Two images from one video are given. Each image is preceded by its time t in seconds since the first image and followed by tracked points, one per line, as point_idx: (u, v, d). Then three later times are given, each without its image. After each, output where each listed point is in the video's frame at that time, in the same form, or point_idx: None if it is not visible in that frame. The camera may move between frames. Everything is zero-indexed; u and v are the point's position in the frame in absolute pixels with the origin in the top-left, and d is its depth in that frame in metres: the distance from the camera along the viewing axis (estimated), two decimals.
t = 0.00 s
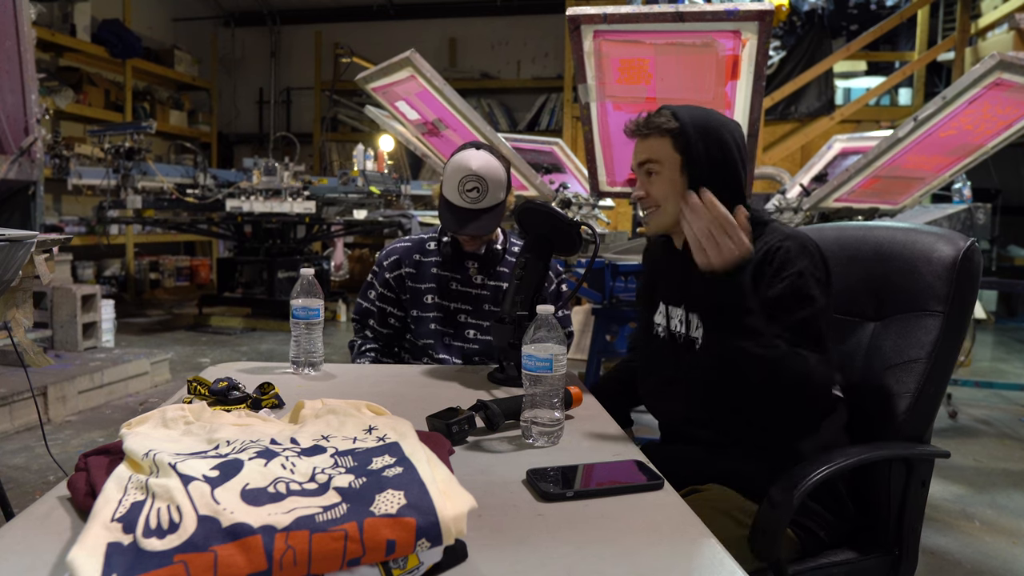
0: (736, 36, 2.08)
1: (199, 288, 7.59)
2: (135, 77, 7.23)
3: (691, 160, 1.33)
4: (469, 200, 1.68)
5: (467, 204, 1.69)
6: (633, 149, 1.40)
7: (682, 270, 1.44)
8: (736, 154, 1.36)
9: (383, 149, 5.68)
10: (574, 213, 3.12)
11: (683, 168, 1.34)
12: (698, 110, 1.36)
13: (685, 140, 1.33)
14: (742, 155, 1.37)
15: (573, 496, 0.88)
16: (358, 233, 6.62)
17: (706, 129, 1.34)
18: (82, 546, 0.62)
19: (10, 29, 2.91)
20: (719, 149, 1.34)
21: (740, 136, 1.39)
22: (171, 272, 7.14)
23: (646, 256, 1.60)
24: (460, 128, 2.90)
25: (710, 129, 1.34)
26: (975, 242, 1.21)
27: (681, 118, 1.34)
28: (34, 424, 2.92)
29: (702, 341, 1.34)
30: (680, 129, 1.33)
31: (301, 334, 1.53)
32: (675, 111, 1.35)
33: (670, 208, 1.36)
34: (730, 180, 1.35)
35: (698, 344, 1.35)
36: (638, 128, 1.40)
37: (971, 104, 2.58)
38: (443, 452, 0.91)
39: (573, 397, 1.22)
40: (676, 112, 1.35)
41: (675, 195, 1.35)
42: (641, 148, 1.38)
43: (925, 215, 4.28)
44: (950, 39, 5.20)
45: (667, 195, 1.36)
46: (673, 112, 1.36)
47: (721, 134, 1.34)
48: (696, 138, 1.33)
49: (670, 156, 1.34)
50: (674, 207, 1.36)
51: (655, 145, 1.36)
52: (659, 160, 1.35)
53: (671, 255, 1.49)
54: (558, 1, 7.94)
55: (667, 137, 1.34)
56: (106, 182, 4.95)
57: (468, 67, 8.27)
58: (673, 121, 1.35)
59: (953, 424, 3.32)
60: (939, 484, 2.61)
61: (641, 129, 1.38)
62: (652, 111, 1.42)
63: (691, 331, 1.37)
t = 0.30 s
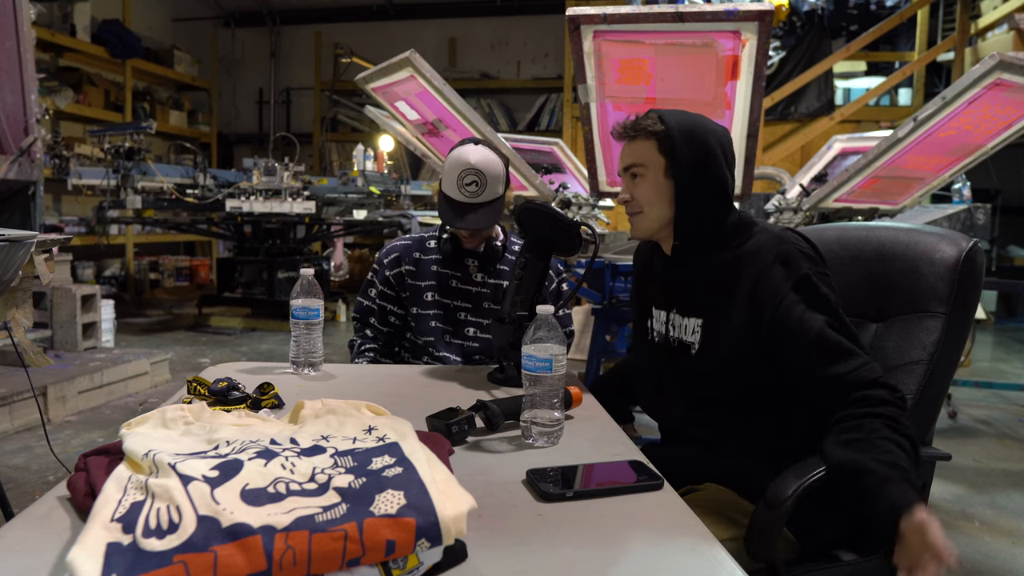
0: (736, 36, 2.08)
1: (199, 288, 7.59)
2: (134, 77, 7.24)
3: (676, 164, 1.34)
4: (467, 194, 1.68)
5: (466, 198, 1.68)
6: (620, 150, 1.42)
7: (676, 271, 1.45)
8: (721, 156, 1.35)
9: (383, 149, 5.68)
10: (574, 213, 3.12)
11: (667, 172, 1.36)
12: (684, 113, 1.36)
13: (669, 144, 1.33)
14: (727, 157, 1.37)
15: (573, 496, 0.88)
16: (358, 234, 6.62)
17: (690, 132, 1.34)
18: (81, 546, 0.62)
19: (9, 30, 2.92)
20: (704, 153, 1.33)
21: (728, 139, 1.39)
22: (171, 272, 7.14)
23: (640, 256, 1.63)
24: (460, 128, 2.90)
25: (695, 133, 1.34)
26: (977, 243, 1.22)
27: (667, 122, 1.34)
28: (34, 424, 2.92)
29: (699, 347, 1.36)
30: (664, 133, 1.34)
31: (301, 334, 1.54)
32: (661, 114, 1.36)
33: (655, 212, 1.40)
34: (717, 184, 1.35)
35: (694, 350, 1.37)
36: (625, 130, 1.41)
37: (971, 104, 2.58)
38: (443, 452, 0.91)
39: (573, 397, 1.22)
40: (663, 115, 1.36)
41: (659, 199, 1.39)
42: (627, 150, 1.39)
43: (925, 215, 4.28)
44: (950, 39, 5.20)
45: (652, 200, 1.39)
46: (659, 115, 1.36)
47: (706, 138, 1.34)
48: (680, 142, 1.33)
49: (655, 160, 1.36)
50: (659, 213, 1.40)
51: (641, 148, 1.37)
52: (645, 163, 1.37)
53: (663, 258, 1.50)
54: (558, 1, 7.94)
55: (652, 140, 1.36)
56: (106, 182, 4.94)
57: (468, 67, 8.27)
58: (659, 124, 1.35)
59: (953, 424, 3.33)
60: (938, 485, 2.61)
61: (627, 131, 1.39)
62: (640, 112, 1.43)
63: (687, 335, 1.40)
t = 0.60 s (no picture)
0: (736, 36, 2.08)
1: (199, 288, 7.59)
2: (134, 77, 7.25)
3: (677, 165, 1.34)
4: (464, 190, 1.68)
5: (461, 195, 1.68)
6: (621, 149, 1.41)
7: (675, 272, 1.45)
8: (723, 156, 1.35)
9: (383, 149, 5.68)
10: (574, 213, 3.12)
11: (668, 173, 1.37)
12: (687, 112, 1.35)
13: (672, 144, 1.33)
14: (729, 157, 1.37)
15: (573, 496, 0.88)
16: (358, 234, 6.64)
17: (694, 131, 1.33)
18: (81, 546, 0.61)
19: (9, 30, 2.92)
20: (706, 153, 1.33)
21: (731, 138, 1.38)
22: (171, 272, 7.14)
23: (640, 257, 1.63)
24: (460, 128, 2.90)
25: (698, 133, 1.33)
26: (979, 242, 1.22)
27: (670, 121, 1.34)
28: (34, 424, 2.92)
29: (695, 349, 1.37)
30: (667, 133, 1.34)
31: (301, 334, 1.54)
32: (664, 113, 1.35)
33: (655, 212, 1.40)
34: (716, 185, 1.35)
35: (690, 352, 1.38)
36: (627, 128, 1.40)
37: (971, 104, 2.58)
38: (443, 452, 0.91)
39: (573, 397, 1.23)
40: (666, 114, 1.35)
41: (660, 199, 1.39)
42: (629, 149, 1.39)
43: (925, 215, 4.28)
44: (950, 40, 5.21)
45: (653, 200, 1.39)
46: (662, 114, 1.36)
47: (709, 137, 1.33)
48: (683, 142, 1.32)
49: (656, 160, 1.36)
50: (660, 213, 1.40)
51: (643, 147, 1.37)
52: (646, 163, 1.37)
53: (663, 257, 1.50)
54: (558, 1, 7.94)
55: (655, 140, 1.35)
56: (106, 183, 4.94)
57: (468, 67, 8.28)
58: (661, 123, 1.35)
59: (953, 424, 3.33)
60: (938, 485, 2.61)
61: (630, 130, 1.38)
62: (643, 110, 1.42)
63: (684, 337, 1.40)
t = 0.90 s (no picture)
0: (736, 36, 2.08)
1: (199, 288, 7.59)
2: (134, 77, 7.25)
3: (682, 166, 1.34)
4: (461, 188, 1.68)
5: (458, 193, 1.69)
6: (625, 150, 1.41)
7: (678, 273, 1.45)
8: (728, 157, 1.35)
9: (383, 149, 5.68)
10: (574, 213, 3.12)
11: (672, 175, 1.37)
12: (691, 112, 1.35)
13: (676, 146, 1.33)
14: (734, 158, 1.37)
15: (573, 496, 0.88)
16: (358, 234, 6.64)
17: (697, 133, 1.33)
18: (81, 546, 0.61)
19: (9, 30, 2.92)
20: (711, 154, 1.33)
21: (735, 139, 1.38)
22: (171, 272, 7.14)
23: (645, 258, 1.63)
24: (459, 128, 2.90)
25: (702, 135, 1.33)
26: (985, 243, 1.22)
27: (674, 122, 1.33)
28: (34, 424, 2.91)
29: (698, 351, 1.37)
30: (671, 134, 1.33)
31: (301, 334, 1.54)
32: (668, 114, 1.35)
33: (660, 214, 1.40)
34: (722, 187, 1.35)
35: (693, 354, 1.38)
36: (631, 128, 1.40)
37: (971, 104, 2.57)
38: (443, 452, 0.91)
39: (573, 397, 1.23)
40: (670, 115, 1.34)
41: (664, 201, 1.39)
42: (634, 150, 1.39)
43: (925, 215, 4.28)
44: (950, 40, 5.21)
45: (658, 202, 1.40)
46: (666, 114, 1.35)
47: (713, 139, 1.34)
48: (687, 144, 1.32)
49: (660, 162, 1.36)
50: (665, 215, 1.40)
51: (647, 149, 1.37)
52: (650, 165, 1.37)
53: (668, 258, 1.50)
54: (558, 1, 7.94)
55: (659, 141, 1.35)
56: (106, 183, 4.94)
57: (468, 67, 8.27)
58: (665, 124, 1.34)
59: (953, 424, 3.33)
60: (938, 485, 2.61)
61: (633, 130, 1.38)
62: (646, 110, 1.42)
63: (687, 339, 1.40)
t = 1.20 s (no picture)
0: (735, 36, 2.08)
1: (199, 288, 7.59)
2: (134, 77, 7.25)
3: (692, 167, 1.34)
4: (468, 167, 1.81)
5: (465, 172, 1.80)
6: (634, 149, 1.41)
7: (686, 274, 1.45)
8: (738, 157, 1.35)
9: (383, 149, 5.68)
10: (573, 213, 3.12)
11: (682, 175, 1.37)
12: (700, 110, 1.35)
13: (685, 146, 1.33)
14: (743, 160, 1.37)
15: (573, 496, 0.88)
16: (357, 234, 6.64)
17: (707, 132, 1.33)
18: (81, 546, 0.61)
19: (9, 29, 2.92)
20: (722, 154, 1.33)
21: (745, 138, 1.38)
22: (171, 272, 7.14)
23: (651, 259, 1.63)
24: (459, 128, 2.90)
25: (712, 135, 1.33)
26: (986, 243, 1.21)
27: (683, 121, 1.33)
28: (34, 424, 2.92)
29: (705, 352, 1.37)
30: (681, 134, 1.33)
31: (301, 334, 1.54)
32: (677, 112, 1.34)
33: (669, 213, 1.40)
34: (731, 187, 1.36)
35: (700, 354, 1.38)
36: (639, 128, 1.40)
37: (971, 104, 2.58)
38: (443, 452, 0.91)
39: (573, 397, 1.23)
40: (679, 113, 1.34)
41: (674, 201, 1.39)
42: (642, 150, 1.39)
43: (924, 215, 4.28)
44: (949, 39, 5.21)
45: (667, 202, 1.39)
46: (675, 113, 1.35)
47: (723, 138, 1.33)
48: (698, 145, 1.32)
49: (669, 162, 1.36)
50: (674, 215, 1.40)
51: (656, 148, 1.36)
52: (659, 165, 1.37)
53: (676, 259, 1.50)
54: (558, 1, 7.94)
55: (669, 141, 1.35)
56: (106, 183, 4.94)
57: (468, 67, 8.27)
58: (674, 123, 1.34)
59: (953, 424, 3.33)
60: (938, 485, 2.61)
61: (642, 130, 1.38)
62: (654, 109, 1.41)
63: (694, 340, 1.41)
